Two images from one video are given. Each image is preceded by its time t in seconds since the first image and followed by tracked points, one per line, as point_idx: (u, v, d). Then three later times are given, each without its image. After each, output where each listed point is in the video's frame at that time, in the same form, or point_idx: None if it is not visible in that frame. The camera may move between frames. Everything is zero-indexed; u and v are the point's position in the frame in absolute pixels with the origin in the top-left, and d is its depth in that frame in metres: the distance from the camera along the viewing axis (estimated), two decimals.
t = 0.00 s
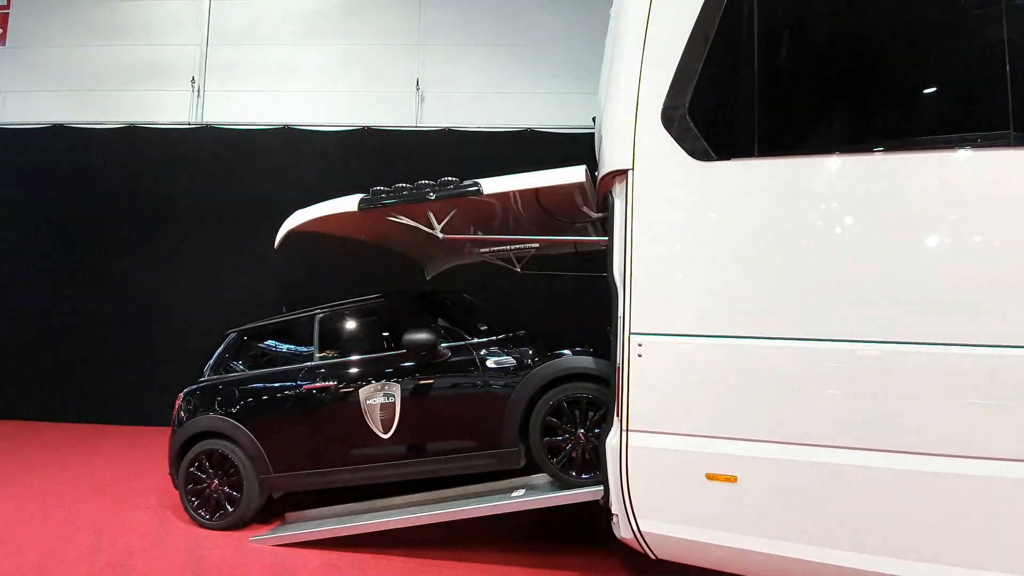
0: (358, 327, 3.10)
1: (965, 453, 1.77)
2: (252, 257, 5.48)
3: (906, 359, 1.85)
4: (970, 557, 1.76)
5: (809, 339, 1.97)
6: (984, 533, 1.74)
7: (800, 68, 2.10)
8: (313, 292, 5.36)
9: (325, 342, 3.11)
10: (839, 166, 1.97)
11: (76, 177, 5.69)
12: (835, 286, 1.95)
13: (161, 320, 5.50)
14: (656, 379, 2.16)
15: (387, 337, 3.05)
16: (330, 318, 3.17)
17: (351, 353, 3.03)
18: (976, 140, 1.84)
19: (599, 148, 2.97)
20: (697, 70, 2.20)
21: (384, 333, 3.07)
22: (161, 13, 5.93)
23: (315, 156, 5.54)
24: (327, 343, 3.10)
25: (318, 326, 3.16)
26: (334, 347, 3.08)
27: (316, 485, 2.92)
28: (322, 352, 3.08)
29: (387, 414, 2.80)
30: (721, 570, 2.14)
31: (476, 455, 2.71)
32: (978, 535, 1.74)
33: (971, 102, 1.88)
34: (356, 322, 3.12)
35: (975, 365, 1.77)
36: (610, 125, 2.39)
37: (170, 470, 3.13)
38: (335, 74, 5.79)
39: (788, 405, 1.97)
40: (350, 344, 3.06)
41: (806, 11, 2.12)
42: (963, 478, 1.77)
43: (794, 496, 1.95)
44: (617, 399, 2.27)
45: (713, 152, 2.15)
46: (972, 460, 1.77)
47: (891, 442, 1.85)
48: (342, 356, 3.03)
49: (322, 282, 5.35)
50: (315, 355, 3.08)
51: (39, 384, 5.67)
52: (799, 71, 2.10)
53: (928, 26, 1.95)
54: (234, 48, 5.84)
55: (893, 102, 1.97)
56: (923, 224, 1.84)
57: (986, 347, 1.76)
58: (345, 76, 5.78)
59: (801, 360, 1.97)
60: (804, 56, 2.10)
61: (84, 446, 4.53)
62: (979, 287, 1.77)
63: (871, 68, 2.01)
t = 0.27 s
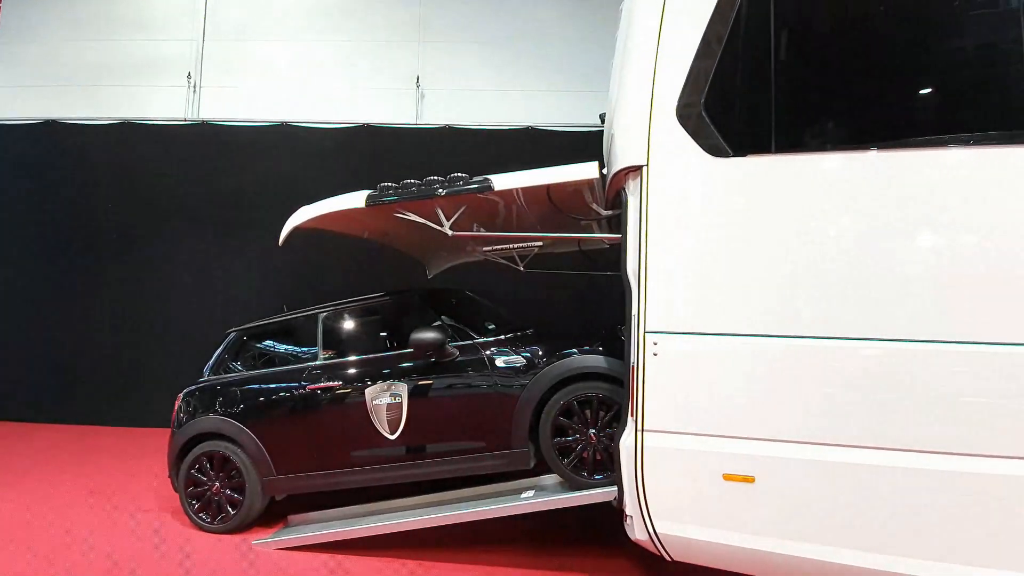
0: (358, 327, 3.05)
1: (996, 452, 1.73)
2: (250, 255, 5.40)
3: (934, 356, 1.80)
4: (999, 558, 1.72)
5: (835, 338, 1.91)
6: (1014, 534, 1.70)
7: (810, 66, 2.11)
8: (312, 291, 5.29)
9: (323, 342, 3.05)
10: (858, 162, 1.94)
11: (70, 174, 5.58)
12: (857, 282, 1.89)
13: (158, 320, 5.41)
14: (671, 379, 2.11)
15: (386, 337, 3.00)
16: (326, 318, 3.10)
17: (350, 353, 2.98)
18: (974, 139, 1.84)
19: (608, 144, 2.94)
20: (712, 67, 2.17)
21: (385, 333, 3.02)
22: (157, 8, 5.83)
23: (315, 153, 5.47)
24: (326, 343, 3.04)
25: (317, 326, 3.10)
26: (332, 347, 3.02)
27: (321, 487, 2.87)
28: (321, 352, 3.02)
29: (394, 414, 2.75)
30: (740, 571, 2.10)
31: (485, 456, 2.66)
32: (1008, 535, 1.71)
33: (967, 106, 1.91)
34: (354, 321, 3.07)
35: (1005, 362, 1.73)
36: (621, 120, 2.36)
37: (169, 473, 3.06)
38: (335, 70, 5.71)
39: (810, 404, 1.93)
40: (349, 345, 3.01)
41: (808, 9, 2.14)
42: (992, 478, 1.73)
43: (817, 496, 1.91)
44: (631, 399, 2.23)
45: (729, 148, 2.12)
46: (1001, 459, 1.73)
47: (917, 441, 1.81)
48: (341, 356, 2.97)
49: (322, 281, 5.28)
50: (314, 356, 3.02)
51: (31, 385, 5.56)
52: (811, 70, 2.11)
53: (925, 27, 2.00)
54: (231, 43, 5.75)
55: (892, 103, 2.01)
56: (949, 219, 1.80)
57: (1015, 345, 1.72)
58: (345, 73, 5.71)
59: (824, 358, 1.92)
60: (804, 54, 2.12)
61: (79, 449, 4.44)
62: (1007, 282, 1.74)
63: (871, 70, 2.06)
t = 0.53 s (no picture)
0: (356, 327, 2.98)
1: None
2: (246, 254, 5.30)
3: (963, 355, 1.75)
4: None
5: (861, 337, 1.86)
6: None
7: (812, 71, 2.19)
8: (310, 290, 5.20)
9: (319, 343, 2.98)
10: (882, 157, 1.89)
11: (60, 170, 5.45)
12: (883, 279, 1.85)
13: (151, 319, 5.30)
14: (689, 379, 2.07)
15: (383, 338, 2.93)
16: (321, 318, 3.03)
17: (347, 354, 2.91)
18: (977, 139, 1.84)
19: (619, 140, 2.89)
20: (728, 61, 2.13)
21: (383, 333, 2.95)
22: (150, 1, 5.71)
23: (312, 150, 5.38)
24: (323, 343, 2.97)
25: (314, 326, 3.03)
26: (330, 348, 2.95)
27: (324, 491, 2.79)
28: (317, 352, 2.96)
29: (400, 416, 2.68)
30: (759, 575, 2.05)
31: (494, 458, 2.60)
32: None
33: (957, 109, 1.98)
34: (352, 321, 3.00)
35: None
36: (634, 114, 2.29)
37: (166, 476, 2.97)
38: (333, 65, 5.62)
39: (832, 404, 1.88)
40: (347, 345, 2.94)
41: (811, 12, 2.24)
42: None
43: (838, 498, 1.86)
44: (647, 400, 2.18)
45: (747, 142, 2.07)
46: None
47: (943, 442, 1.76)
48: (338, 357, 2.90)
49: (319, 279, 5.18)
50: (309, 356, 2.96)
51: (20, 386, 5.42)
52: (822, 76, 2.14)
53: (915, 33, 2.08)
54: (227, 38, 5.64)
55: (884, 107, 2.08)
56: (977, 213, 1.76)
57: None
58: (343, 68, 5.62)
59: (847, 356, 1.87)
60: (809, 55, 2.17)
61: (68, 451, 4.32)
62: None
63: (872, 74, 2.12)
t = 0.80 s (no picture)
0: (352, 329, 2.89)
1: None
2: (240, 252, 5.19)
3: (980, 357, 1.77)
4: None
5: (878, 338, 1.87)
6: None
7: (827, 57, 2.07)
8: (307, 290, 5.11)
9: (311, 346, 2.90)
10: (898, 159, 1.90)
11: (48, 168, 5.32)
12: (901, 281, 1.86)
13: (143, 319, 5.18)
14: (707, 382, 2.03)
15: (377, 339, 2.86)
16: (315, 320, 2.96)
17: (342, 357, 2.82)
18: (990, 134, 1.84)
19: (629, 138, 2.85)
20: (747, 57, 2.08)
21: (380, 336, 2.87)
22: None
23: (308, 147, 5.29)
24: (318, 345, 2.89)
25: (308, 329, 2.95)
26: (325, 351, 2.86)
27: (327, 497, 2.71)
28: (310, 356, 2.88)
29: (406, 420, 2.61)
30: None
31: (503, 463, 2.54)
32: None
33: (946, 113, 1.92)
34: (346, 323, 2.91)
35: None
36: (649, 110, 2.24)
37: (162, 482, 2.88)
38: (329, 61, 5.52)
39: (850, 408, 1.88)
40: (340, 348, 2.85)
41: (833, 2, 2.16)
42: None
43: (855, 502, 1.87)
44: (663, 403, 2.14)
45: (766, 140, 2.04)
46: None
47: (959, 445, 1.78)
48: (332, 361, 2.82)
49: (316, 278, 5.10)
50: (302, 360, 2.88)
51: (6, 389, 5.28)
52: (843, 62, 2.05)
53: (904, 32, 2.00)
54: (220, 32, 5.52)
55: (874, 107, 1.99)
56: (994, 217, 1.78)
57: None
58: (340, 64, 5.52)
59: (865, 359, 1.88)
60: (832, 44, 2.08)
61: (57, 456, 4.20)
62: None
63: (859, 72, 2.04)
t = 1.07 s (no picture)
0: (349, 331, 2.84)
1: None
2: (236, 251, 5.08)
3: (1006, 358, 1.76)
4: None
5: (905, 339, 1.85)
6: None
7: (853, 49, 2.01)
8: (304, 290, 5.03)
9: (307, 348, 2.84)
10: (924, 158, 1.88)
11: (36, 164, 5.18)
12: (924, 280, 1.84)
13: (135, 320, 5.06)
14: (730, 384, 2.00)
15: (372, 342, 2.80)
16: (311, 321, 2.90)
17: (338, 361, 2.77)
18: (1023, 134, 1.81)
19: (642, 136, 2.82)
20: (773, 52, 2.04)
21: (376, 339, 2.81)
22: None
23: (306, 145, 5.20)
24: (314, 347, 2.83)
25: (304, 331, 2.89)
26: (321, 353, 2.81)
27: (334, 503, 2.64)
28: (305, 359, 2.82)
29: (417, 424, 2.55)
30: None
31: (517, 467, 2.49)
32: None
33: (937, 114, 1.91)
34: (344, 324, 2.85)
35: None
36: (669, 108, 2.21)
37: (161, 489, 2.78)
38: (327, 57, 5.42)
39: (877, 410, 1.86)
40: (337, 351, 2.79)
41: None
42: None
43: (884, 506, 1.83)
44: (683, 406, 2.11)
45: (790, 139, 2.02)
46: None
47: (990, 447, 1.75)
48: (328, 364, 2.76)
49: (313, 278, 5.02)
50: (298, 363, 2.82)
51: None
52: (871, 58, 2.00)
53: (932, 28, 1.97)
54: (214, 25, 5.39)
55: (870, 107, 1.97)
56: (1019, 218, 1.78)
57: None
58: (338, 59, 5.43)
59: (892, 360, 1.86)
60: (861, 37, 2.01)
61: (46, 460, 4.07)
62: None
63: (875, 70, 2.00)
